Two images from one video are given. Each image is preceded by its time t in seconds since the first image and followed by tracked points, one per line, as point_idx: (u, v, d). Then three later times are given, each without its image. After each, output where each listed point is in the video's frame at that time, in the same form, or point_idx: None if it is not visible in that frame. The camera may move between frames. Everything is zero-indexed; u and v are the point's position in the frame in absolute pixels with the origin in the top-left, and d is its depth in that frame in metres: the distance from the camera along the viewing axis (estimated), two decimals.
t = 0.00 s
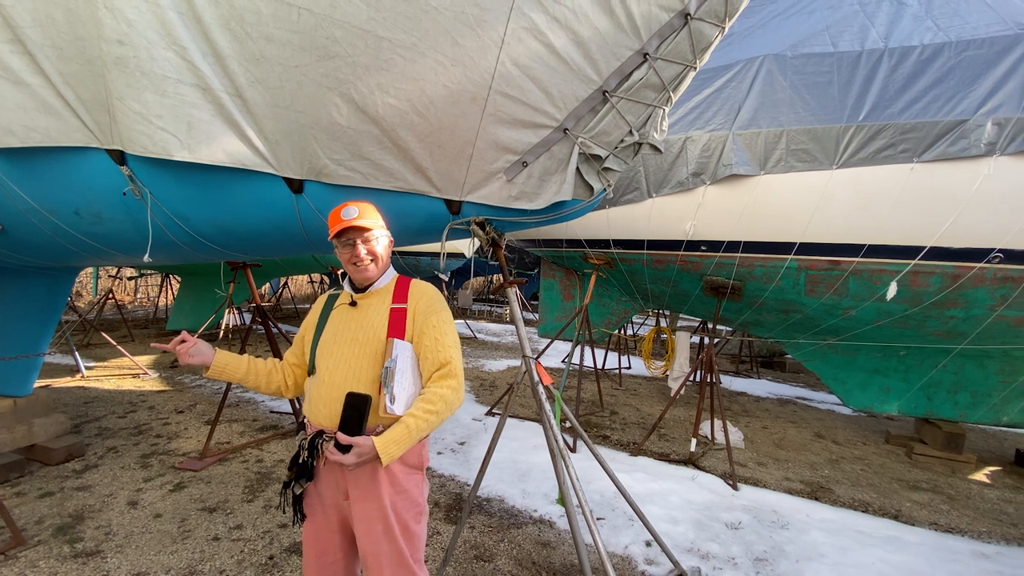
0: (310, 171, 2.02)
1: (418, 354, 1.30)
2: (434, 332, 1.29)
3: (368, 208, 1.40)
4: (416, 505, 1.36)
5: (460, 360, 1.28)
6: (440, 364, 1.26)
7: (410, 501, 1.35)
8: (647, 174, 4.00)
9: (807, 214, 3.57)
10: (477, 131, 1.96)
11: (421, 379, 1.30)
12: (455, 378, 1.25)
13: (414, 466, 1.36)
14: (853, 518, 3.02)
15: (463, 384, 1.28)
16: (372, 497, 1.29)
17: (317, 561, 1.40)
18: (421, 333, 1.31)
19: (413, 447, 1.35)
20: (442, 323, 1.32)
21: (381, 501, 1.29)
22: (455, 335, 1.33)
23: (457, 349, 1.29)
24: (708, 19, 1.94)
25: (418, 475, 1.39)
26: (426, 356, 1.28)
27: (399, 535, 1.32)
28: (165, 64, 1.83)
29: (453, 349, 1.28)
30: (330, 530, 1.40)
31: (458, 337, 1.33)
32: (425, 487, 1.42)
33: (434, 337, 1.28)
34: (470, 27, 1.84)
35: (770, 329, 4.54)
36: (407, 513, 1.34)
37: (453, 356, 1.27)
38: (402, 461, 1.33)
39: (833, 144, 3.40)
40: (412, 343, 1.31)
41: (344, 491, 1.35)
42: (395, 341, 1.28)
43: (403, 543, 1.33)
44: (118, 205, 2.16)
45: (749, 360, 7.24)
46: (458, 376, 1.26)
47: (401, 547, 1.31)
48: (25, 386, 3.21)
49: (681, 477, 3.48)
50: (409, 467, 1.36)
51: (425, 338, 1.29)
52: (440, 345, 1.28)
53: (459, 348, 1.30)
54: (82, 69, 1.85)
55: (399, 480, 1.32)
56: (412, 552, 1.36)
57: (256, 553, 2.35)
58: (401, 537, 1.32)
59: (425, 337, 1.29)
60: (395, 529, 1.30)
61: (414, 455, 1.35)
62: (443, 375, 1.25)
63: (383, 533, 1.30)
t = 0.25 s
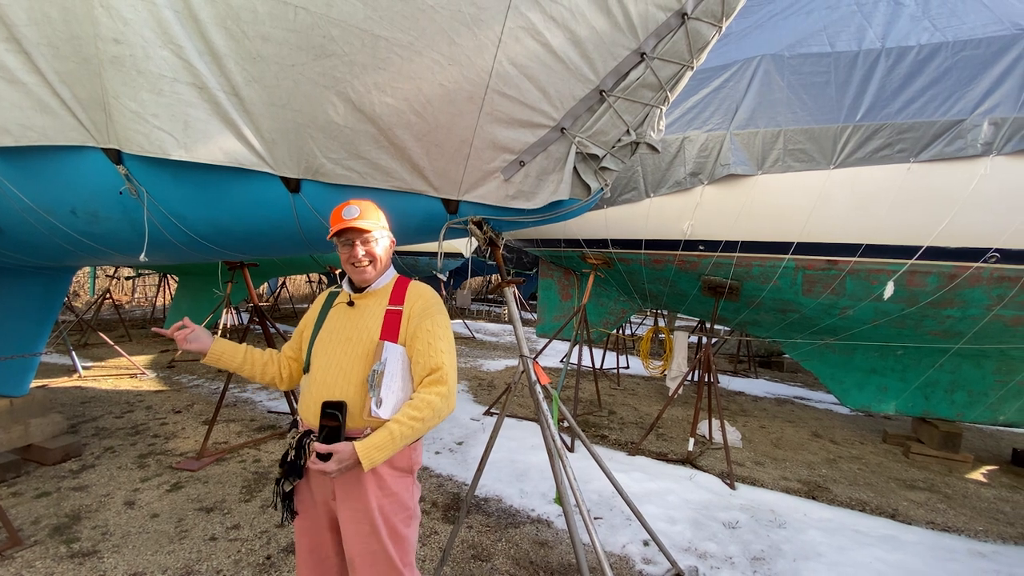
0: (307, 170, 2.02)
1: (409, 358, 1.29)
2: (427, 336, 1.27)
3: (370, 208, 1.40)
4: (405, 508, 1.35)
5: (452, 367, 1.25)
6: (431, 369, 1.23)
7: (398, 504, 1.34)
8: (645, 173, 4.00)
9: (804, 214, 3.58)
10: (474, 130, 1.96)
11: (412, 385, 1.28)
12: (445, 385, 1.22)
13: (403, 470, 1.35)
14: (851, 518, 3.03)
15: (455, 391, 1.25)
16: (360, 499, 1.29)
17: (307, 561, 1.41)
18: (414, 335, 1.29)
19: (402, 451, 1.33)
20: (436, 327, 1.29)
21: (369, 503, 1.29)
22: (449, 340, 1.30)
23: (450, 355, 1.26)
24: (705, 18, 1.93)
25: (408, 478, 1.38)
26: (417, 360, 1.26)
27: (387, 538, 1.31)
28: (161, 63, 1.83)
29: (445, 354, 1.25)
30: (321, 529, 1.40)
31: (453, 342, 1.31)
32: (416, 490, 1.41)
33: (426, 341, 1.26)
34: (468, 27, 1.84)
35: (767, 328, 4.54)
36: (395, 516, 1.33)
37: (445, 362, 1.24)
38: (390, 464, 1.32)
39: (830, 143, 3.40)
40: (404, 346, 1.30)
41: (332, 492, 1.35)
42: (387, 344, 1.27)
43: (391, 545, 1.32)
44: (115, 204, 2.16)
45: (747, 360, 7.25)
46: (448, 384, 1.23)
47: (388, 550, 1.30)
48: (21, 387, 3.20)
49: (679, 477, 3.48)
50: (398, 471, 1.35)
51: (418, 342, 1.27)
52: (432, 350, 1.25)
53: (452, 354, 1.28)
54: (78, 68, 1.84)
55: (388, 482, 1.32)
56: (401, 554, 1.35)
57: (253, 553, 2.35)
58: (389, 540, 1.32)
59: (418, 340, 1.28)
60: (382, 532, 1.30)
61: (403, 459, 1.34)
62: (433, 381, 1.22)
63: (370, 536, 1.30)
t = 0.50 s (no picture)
0: (305, 171, 2.03)
1: (400, 364, 1.26)
2: (418, 343, 1.24)
3: (370, 211, 1.42)
4: (390, 518, 1.33)
5: (442, 377, 1.20)
6: (420, 378, 1.20)
7: (383, 511, 1.32)
8: (643, 174, 4.01)
9: (801, 215, 3.60)
10: (472, 131, 1.97)
11: (401, 392, 1.26)
12: (433, 396, 1.18)
13: (388, 476, 1.33)
14: (848, 517, 3.04)
15: (445, 401, 1.20)
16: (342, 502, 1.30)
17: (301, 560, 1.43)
18: (405, 341, 1.27)
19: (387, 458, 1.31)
20: (429, 334, 1.26)
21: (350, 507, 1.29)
22: (443, 348, 1.26)
23: (441, 363, 1.22)
24: (701, 20, 1.95)
25: (395, 486, 1.35)
26: (407, 367, 1.23)
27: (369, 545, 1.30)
28: (159, 64, 1.83)
29: (434, 363, 1.21)
30: (309, 529, 1.41)
31: (447, 349, 1.26)
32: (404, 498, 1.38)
33: (417, 348, 1.23)
34: (465, 28, 1.85)
35: (765, 328, 4.55)
36: (378, 523, 1.31)
37: (433, 370, 1.20)
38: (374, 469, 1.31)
39: (827, 144, 3.41)
40: (396, 351, 1.29)
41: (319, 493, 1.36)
42: (376, 348, 1.26)
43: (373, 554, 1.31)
44: (113, 204, 2.16)
45: (745, 360, 7.27)
46: (436, 394, 1.18)
47: (369, 557, 1.29)
48: (20, 387, 3.20)
49: (677, 477, 3.49)
50: (383, 478, 1.32)
51: (408, 349, 1.24)
52: (422, 357, 1.21)
53: (444, 363, 1.23)
54: (76, 69, 1.85)
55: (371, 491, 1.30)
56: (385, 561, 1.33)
57: (251, 553, 2.35)
58: (370, 549, 1.30)
59: (409, 346, 1.25)
60: (362, 537, 1.29)
61: (388, 466, 1.32)
62: (421, 391, 1.18)
63: (351, 540, 1.30)
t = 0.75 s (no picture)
0: (303, 171, 2.03)
1: (379, 370, 1.22)
2: (397, 350, 1.17)
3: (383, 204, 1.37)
4: (370, 527, 1.29)
5: (418, 389, 1.12)
6: (395, 389, 1.13)
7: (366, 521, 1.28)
8: (641, 174, 4.01)
9: (799, 216, 3.60)
10: (469, 132, 1.98)
11: (380, 399, 1.22)
12: (407, 409, 1.10)
13: (369, 485, 1.29)
14: (845, 517, 3.05)
15: (422, 416, 1.11)
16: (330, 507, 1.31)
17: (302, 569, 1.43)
18: (385, 346, 1.21)
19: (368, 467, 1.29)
20: (409, 342, 1.18)
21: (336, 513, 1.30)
22: (425, 357, 1.17)
23: (418, 374, 1.14)
24: (698, 21, 1.96)
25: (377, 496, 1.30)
26: (384, 375, 1.17)
27: (354, 554, 1.28)
28: (157, 64, 1.84)
29: (410, 373, 1.14)
30: (304, 530, 1.41)
31: (431, 359, 1.17)
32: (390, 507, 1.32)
33: (395, 356, 1.16)
34: (462, 29, 1.85)
35: (763, 329, 4.56)
36: (361, 533, 1.28)
37: (409, 380, 1.12)
38: (355, 477, 1.29)
39: (824, 145, 3.42)
40: (378, 356, 1.24)
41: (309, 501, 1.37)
42: (354, 353, 1.23)
43: (356, 563, 1.28)
44: (110, 205, 2.16)
45: (744, 360, 7.27)
46: (411, 408, 1.10)
47: (355, 564, 1.28)
48: (17, 387, 3.19)
49: (675, 476, 3.49)
50: (364, 487, 1.29)
51: (387, 356, 1.18)
52: (399, 366, 1.14)
53: (423, 374, 1.15)
54: (73, 69, 1.85)
55: (351, 497, 1.29)
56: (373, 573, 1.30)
57: (249, 553, 2.35)
58: (352, 557, 1.28)
59: (388, 353, 1.19)
60: (347, 545, 1.28)
61: (368, 474, 1.29)
62: (395, 403, 1.11)
63: (338, 548, 1.29)
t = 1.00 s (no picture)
0: (301, 171, 2.03)
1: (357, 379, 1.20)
2: (372, 362, 1.13)
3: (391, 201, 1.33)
4: (353, 533, 1.29)
5: (387, 405, 1.08)
6: (366, 403, 1.10)
7: (347, 526, 1.29)
8: (640, 174, 4.01)
9: (798, 216, 3.61)
10: (467, 131, 1.98)
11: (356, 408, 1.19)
12: (374, 426, 1.07)
13: (350, 491, 1.30)
14: (843, 517, 3.05)
15: (389, 433, 1.08)
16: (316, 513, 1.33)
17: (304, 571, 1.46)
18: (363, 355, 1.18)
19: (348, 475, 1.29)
20: (384, 353, 1.13)
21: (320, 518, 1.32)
22: (400, 370, 1.12)
23: (389, 388, 1.10)
24: (696, 21, 1.96)
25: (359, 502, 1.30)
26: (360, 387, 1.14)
27: (339, 558, 1.29)
28: (155, 64, 1.83)
29: (381, 387, 1.10)
30: (296, 530, 1.43)
31: (406, 372, 1.12)
32: (374, 514, 1.32)
33: (369, 368, 1.13)
34: (461, 29, 1.85)
35: (762, 329, 4.56)
36: (343, 538, 1.29)
37: (378, 395, 1.09)
38: (337, 484, 1.30)
39: (823, 145, 3.42)
40: (359, 364, 1.22)
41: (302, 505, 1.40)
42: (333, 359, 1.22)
43: (340, 566, 1.30)
44: (108, 204, 2.16)
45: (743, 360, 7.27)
46: (378, 425, 1.07)
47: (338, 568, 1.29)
48: (15, 387, 3.19)
49: (674, 476, 3.49)
50: (345, 493, 1.30)
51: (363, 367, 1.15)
52: (372, 379, 1.11)
53: (395, 388, 1.10)
54: (71, 69, 1.85)
55: (334, 503, 1.30)
56: None
57: (247, 553, 2.36)
58: (336, 562, 1.29)
59: (365, 363, 1.16)
60: (330, 549, 1.30)
61: (349, 482, 1.29)
62: (364, 418, 1.08)
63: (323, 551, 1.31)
